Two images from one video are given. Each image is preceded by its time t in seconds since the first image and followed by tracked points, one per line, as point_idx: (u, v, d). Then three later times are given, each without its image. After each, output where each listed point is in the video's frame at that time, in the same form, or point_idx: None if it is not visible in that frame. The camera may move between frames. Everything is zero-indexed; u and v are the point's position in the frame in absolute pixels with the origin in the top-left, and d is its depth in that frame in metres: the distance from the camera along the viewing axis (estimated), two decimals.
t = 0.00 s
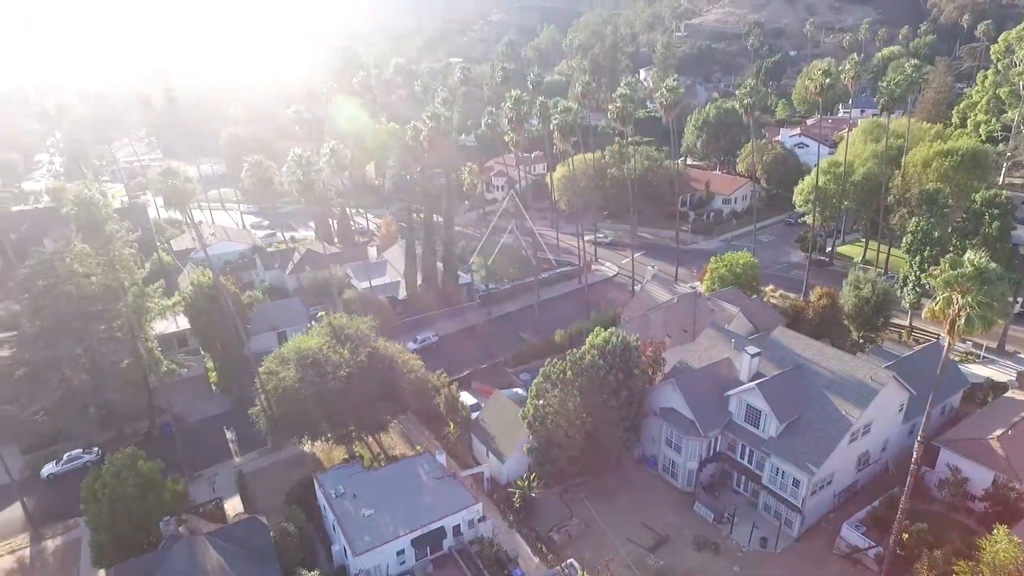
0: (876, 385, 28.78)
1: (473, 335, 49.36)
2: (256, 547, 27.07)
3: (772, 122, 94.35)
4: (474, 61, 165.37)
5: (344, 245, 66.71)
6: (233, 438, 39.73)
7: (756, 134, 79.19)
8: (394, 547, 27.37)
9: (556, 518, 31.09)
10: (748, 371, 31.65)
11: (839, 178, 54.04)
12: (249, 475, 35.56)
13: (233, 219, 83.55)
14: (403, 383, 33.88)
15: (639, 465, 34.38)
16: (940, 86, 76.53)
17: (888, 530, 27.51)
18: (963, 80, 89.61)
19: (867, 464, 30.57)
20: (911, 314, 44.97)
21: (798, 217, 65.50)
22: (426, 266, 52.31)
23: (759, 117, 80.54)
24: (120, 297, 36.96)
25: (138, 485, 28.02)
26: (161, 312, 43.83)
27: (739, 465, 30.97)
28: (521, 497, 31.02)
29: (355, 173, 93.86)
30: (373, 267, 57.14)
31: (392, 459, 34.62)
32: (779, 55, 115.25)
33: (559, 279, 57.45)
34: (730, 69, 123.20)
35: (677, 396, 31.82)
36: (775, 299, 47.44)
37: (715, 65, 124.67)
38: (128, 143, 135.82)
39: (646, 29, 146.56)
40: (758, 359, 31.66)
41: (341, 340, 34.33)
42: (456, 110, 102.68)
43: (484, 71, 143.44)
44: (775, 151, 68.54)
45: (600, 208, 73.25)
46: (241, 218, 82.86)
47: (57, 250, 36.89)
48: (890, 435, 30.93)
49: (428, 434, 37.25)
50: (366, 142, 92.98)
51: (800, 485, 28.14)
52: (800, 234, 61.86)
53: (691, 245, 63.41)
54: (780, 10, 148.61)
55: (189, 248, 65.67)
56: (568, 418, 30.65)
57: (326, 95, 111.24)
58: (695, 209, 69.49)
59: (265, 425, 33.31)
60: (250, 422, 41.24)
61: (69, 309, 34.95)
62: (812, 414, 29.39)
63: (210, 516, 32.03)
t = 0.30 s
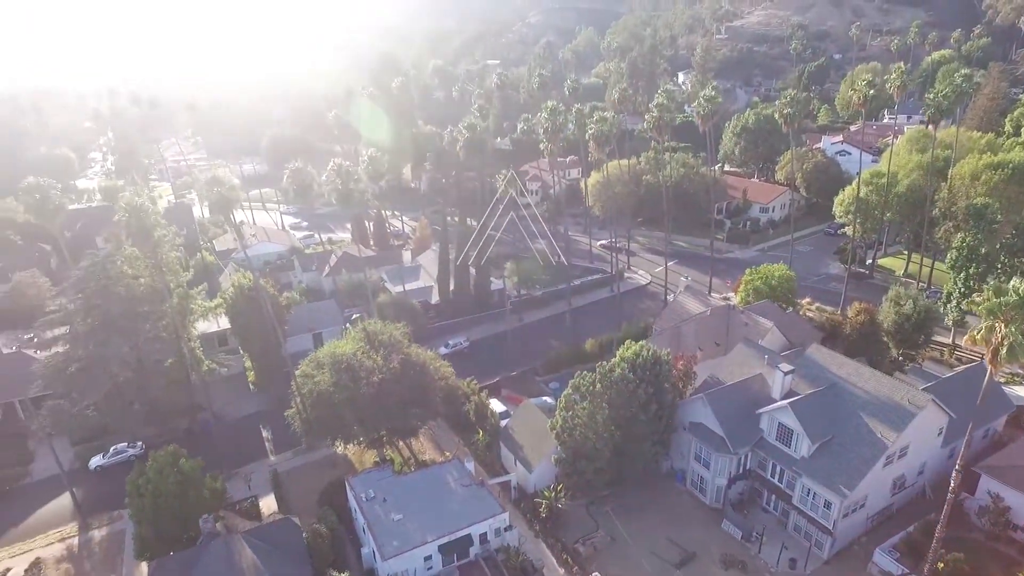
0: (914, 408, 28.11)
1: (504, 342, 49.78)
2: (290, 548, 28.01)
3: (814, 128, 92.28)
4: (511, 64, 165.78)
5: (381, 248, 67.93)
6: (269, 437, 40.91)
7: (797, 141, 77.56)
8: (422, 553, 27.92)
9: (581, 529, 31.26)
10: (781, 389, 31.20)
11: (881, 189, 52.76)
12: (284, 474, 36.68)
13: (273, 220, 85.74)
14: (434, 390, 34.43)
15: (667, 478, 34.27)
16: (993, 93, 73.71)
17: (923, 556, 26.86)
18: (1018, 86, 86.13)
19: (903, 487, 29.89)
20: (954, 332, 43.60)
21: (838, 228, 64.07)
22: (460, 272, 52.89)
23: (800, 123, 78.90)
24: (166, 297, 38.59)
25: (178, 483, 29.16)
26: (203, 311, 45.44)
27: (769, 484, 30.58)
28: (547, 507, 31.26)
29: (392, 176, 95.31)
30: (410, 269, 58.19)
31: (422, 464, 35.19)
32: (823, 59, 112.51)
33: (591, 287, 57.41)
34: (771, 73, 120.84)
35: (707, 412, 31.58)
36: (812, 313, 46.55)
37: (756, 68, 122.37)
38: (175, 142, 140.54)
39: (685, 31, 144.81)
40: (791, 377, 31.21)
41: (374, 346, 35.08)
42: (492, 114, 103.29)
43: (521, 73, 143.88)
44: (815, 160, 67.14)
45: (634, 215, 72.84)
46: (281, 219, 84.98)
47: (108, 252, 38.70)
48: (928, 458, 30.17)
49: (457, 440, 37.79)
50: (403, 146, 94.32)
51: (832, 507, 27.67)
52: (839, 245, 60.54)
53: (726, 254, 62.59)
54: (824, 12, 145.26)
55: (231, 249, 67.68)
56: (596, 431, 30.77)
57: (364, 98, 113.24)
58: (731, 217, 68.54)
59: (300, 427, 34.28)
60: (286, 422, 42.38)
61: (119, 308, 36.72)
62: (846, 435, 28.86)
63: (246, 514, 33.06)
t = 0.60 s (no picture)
0: (942, 429, 27.61)
1: (526, 348, 50.06)
2: (314, 552, 28.70)
3: (847, 134, 90.49)
4: (539, 65, 165.88)
5: (407, 252, 68.79)
6: (296, 439, 41.79)
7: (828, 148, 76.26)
8: (443, 560, 28.34)
9: (600, 541, 31.38)
10: (806, 406, 30.89)
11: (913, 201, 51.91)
12: (309, 476, 37.53)
13: (302, 221, 87.40)
14: (456, 399, 34.86)
15: (687, 491, 34.19)
16: None
17: None
18: None
19: (930, 509, 29.37)
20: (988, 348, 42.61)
21: (869, 238, 62.93)
22: (484, 278, 53.29)
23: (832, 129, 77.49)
24: (198, 302, 39.86)
25: (208, 484, 30.07)
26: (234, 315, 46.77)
27: (792, 501, 30.31)
28: (566, 519, 31.45)
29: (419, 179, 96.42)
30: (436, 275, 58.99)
31: (444, 471, 35.67)
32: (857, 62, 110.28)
33: (615, 294, 57.34)
34: (804, 76, 118.92)
35: (729, 427, 31.42)
36: (840, 327, 45.85)
37: (788, 72, 120.43)
38: (209, 142, 144.17)
39: (716, 32, 143.25)
40: (816, 394, 30.88)
41: (399, 353, 35.67)
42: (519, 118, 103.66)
43: (548, 76, 143.86)
44: (847, 168, 65.97)
45: (660, 221, 72.47)
46: (310, 221, 86.62)
47: (146, 257, 40.14)
48: (957, 480, 29.59)
49: (479, 447, 38.20)
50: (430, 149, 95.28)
51: (856, 528, 27.33)
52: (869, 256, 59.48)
53: (752, 263, 61.93)
54: (859, 14, 142.49)
55: (261, 250, 69.25)
56: (617, 444, 30.83)
57: (392, 102, 114.74)
58: (759, 225, 67.74)
59: (325, 431, 35.02)
60: (311, 425, 43.24)
61: (155, 311, 38.10)
62: (871, 455, 28.49)
63: (272, 515, 33.92)
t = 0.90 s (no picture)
0: (963, 448, 27.25)
1: (543, 355, 50.27)
2: (332, 558, 29.29)
3: (872, 140, 89.17)
4: (561, 68, 166.01)
5: (426, 255, 69.38)
6: (315, 442, 42.47)
7: (852, 154, 75.26)
8: (458, 567, 28.66)
9: (615, 552, 31.49)
10: (824, 420, 30.65)
11: (938, 211, 51.38)
12: (327, 479, 38.18)
13: (323, 223, 88.78)
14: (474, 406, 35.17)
15: (703, 503, 34.13)
16: None
17: None
18: None
19: (950, 528, 28.98)
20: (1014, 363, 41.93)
21: (892, 246, 62.13)
22: (502, 284, 53.60)
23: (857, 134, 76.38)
24: (223, 306, 40.87)
25: (230, 487, 30.85)
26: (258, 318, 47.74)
27: (808, 516, 30.09)
28: (581, 528, 31.58)
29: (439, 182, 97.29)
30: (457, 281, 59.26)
31: (460, 477, 36.05)
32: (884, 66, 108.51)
33: (633, 301, 57.28)
34: (829, 79, 117.53)
35: (745, 440, 31.26)
36: (861, 338, 45.35)
37: (813, 75, 118.90)
38: (234, 143, 147.12)
39: (739, 35, 142.34)
40: (835, 409, 30.61)
41: (418, 360, 36.09)
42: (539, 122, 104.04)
43: (570, 78, 143.92)
44: (871, 175, 64.99)
45: (680, 227, 72.16)
46: (331, 223, 87.92)
47: (173, 262, 41.28)
48: (978, 500, 29.17)
49: (495, 454, 38.52)
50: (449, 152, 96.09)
51: (873, 545, 27.07)
52: (892, 266, 58.71)
53: (773, 271, 61.38)
54: (887, 17, 140.39)
55: (284, 253, 70.51)
56: (633, 456, 30.88)
57: (415, 104, 115.98)
58: (779, 233, 67.14)
59: (344, 436, 35.56)
60: (331, 428, 43.92)
61: (182, 315, 39.23)
62: (890, 472, 28.20)
63: (292, 518, 34.61)
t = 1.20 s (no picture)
0: (984, 468, 26.91)
1: (560, 361, 50.48)
2: (348, 563, 29.78)
3: (897, 146, 87.85)
4: (580, 70, 166.08)
5: (444, 260, 69.96)
6: (333, 446, 43.04)
7: (877, 160, 74.23)
8: None
9: (628, 564, 31.57)
10: (841, 436, 30.42)
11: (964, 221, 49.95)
12: (345, 483, 38.76)
13: (344, 225, 90.03)
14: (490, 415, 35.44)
15: (718, 516, 34.05)
16: None
17: None
18: None
19: (970, 548, 28.61)
20: None
21: (915, 256, 61.28)
22: (520, 291, 53.89)
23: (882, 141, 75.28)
24: (245, 312, 41.67)
25: (250, 490, 31.50)
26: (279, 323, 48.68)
27: (824, 532, 29.91)
28: (595, 539, 31.73)
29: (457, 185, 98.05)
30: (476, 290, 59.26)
31: (475, 485, 36.41)
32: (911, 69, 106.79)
33: (651, 308, 57.18)
34: (854, 81, 115.93)
35: (762, 454, 31.13)
36: (882, 350, 44.86)
37: (837, 78, 117.31)
38: (257, 143, 149.65)
39: (762, 37, 141.25)
40: (853, 424, 30.38)
41: (435, 369, 36.47)
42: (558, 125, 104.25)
43: (589, 81, 143.96)
44: (896, 184, 64.00)
45: (699, 234, 71.83)
46: (351, 225, 89.12)
47: (197, 268, 42.26)
48: (999, 520, 28.78)
49: (510, 462, 38.81)
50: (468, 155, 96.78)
51: (890, 564, 26.82)
52: (915, 275, 57.87)
53: (793, 279, 60.84)
54: (915, 18, 138.13)
55: (305, 256, 71.68)
56: (648, 467, 30.94)
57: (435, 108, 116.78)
58: (800, 240, 66.52)
59: (361, 441, 36.07)
60: (349, 433, 44.49)
61: (206, 320, 40.19)
62: (908, 490, 27.92)
63: (310, 521, 35.23)
